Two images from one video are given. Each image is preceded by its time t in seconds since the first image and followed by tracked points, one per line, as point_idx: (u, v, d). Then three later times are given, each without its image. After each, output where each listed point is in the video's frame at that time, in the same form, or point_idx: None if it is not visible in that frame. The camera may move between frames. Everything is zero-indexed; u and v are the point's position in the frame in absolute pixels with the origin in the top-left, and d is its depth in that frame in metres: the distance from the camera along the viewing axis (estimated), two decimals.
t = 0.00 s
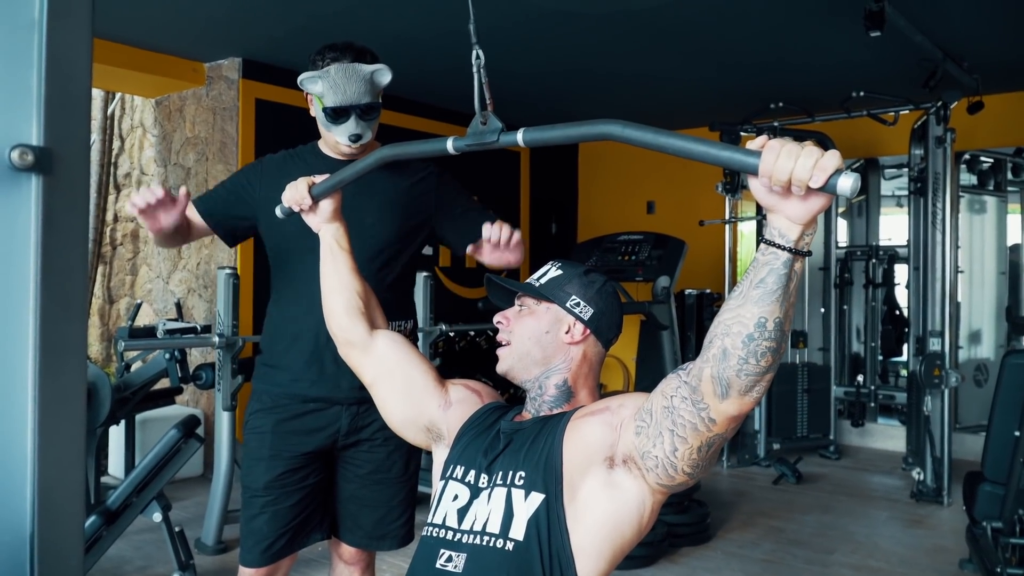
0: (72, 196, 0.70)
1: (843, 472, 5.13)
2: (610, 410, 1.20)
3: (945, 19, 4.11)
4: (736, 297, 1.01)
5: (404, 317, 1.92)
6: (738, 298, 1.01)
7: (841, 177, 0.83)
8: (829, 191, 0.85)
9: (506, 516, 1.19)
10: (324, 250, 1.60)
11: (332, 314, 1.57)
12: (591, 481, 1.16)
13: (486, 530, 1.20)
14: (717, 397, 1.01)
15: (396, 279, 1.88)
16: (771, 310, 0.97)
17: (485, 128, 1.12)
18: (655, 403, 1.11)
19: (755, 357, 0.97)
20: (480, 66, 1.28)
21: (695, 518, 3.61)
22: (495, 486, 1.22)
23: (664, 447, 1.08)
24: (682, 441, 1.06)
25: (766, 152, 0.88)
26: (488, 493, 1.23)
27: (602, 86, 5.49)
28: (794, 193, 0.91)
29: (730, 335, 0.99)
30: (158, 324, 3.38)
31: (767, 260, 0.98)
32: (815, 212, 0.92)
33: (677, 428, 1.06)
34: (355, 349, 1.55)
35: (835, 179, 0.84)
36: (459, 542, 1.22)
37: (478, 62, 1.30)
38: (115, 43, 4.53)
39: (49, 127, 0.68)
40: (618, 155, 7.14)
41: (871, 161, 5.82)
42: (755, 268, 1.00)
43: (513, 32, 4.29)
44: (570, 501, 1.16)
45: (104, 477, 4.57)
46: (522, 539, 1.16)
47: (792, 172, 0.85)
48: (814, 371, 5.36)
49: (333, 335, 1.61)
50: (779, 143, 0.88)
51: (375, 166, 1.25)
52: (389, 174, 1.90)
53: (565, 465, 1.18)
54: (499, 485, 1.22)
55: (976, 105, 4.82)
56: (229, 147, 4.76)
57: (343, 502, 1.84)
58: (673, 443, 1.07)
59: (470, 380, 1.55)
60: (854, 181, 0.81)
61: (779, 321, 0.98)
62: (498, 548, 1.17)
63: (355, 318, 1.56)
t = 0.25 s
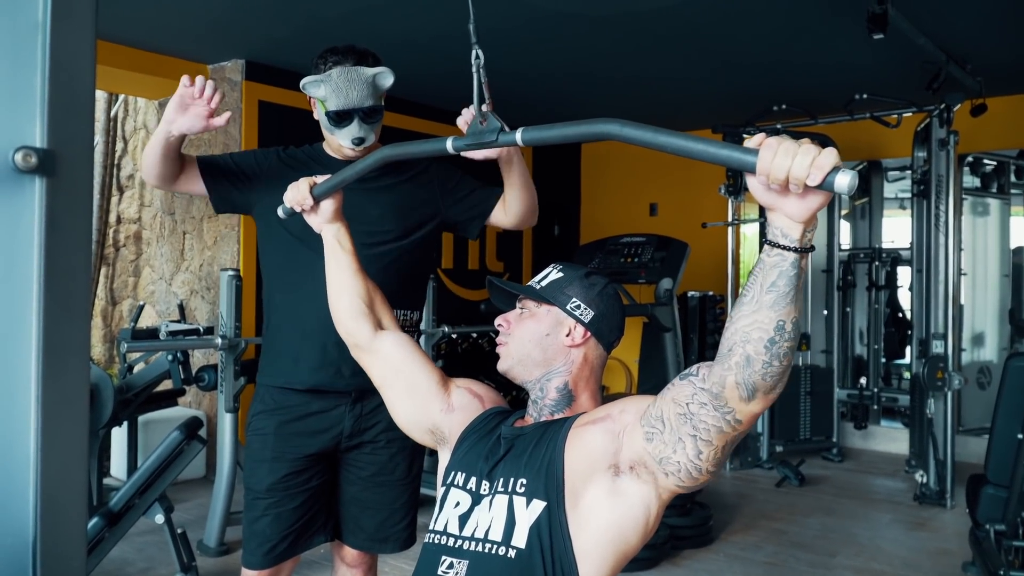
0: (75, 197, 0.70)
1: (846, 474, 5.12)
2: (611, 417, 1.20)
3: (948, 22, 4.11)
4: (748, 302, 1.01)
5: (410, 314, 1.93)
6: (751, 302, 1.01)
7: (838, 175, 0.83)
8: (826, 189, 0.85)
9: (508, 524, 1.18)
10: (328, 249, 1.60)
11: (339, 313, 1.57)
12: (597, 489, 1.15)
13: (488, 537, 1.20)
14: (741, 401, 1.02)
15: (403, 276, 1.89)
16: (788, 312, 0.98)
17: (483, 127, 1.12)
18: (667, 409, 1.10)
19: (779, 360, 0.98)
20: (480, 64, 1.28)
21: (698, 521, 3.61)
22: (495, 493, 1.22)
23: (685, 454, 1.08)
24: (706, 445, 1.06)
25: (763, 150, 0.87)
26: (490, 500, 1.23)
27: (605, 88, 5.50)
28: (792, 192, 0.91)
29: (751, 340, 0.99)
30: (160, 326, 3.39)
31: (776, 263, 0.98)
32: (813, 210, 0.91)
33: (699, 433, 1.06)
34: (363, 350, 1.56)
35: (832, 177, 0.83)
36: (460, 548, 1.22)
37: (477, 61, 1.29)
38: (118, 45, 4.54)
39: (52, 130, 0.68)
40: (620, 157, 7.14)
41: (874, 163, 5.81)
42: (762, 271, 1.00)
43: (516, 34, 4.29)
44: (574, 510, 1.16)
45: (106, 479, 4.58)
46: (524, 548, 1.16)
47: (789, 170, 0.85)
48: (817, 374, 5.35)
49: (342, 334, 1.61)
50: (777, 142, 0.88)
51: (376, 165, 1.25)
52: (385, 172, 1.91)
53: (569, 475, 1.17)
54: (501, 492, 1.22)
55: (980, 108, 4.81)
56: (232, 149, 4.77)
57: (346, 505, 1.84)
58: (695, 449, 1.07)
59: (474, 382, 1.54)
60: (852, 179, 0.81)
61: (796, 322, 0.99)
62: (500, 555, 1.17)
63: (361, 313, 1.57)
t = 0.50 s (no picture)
0: (80, 199, 0.70)
1: (849, 476, 5.12)
2: (615, 414, 1.19)
3: (950, 24, 4.11)
4: (738, 292, 0.99)
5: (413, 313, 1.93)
6: (741, 292, 0.99)
7: (836, 166, 0.82)
8: (823, 181, 0.84)
9: (515, 524, 1.19)
10: (328, 239, 1.57)
11: (345, 299, 1.56)
12: (602, 486, 1.16)
13: (495, 538, 1.20)
14: (728, 389, 1.01)
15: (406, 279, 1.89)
16: (776, 301, 0.96)
17: (482, 114, 1.12)
18: (662, 400, 1.09)
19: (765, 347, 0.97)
20: (479, 49, 1.28)
21: (700, 523, 3.61)
22: (503, 494, 1.23)
23: (675, 442, 1.07)
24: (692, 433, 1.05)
25: (761, 140, 0.86)
26: (496, 501, 1.23)
27: (607, 90, 5.50)
28: (788, 184, 0.89)
29: (739, 330, 0.98)
30: (163, 328, 3.39)
31: (767, 255, 0.96)
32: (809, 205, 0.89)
33: (688, 420, 1.05)
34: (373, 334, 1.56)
35: (830, 168, 0.82)
36: (466, 549, 1.22)
37: (476, 47, 1.29)
38: (122, 47, 4.55)
39: (56, 132, 0.68)
40: (623, 158, 7.14)
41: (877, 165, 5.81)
42: (754, 262, 0.98)
43: (518, 36, 4.30)
44: (580, 509, 1.16)
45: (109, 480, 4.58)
46: (531, 548, 1.16)
47: (787, 161, 0.84)
48: (820, 376, 5.35)
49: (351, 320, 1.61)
50: (774, 132, 0.87)
51: (374, 152, 1.25)
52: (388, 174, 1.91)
53: (575, 475, 1.17)
54: (509, 493, 1.22)
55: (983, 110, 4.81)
56: (235, 150, 4.78)
57: (349, 506, 1.84)
58: (684, 438, 1.06)
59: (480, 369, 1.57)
60: (850, 171, 0.80)
61: (785, 313, 0.97)
62: (506, 556, 1.17)
63: (366, 297, 1.56)
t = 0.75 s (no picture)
0: (82, 201, 0.70)
1: (850, 477, 5.12)
2: (615, 413, 1.18)
3: (952, 25, 4.11)
4: (788, 288, 0.99)
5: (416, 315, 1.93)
6: (791, 288, 0.99)
7: (858, 159, 0.83)
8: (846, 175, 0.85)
9: (511, 525, 1.19)
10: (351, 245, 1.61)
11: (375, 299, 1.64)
12: (610, 482, 1.17)
13: (492, 539, 1.20)
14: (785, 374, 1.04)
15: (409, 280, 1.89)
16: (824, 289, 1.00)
17: (501, 119, 1.12)
18: (699, 394, 1.09)
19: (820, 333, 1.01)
20: (497, 56, 1.27)
21: (702, 524, 3.60)
22: (499, 495, 1.23)
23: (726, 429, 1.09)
24: (734, 420, 1.08)
25: (783, 136, 0.87)
26: (492, 501, 1.23)
27: (609, 92, 5.50)
28: (811, 177, 0.90)
29: (804, 323, 1.00)
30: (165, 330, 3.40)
31: (808, 249, 0.97)
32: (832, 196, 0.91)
33: (741, 406, 1.08)
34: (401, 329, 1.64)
35: (852, 162, 0.83)
36: (464, 550, 1.22)
37: (493, 54, 1.30)
38: (124, 48, 4.56)
39: (58, 134, 0.69)
40: (625, 159, 7.14)
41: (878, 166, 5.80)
42: (792, 256, 0.98)
43: (520, 37, 4.30)
44: (579, 507, 1.16)
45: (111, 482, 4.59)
46: (528, 549, 1.16)
47: (809, 156, 0.85)
48: (821, 377, 5.35)
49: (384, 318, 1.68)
50: (795, 127, 0.88)
51: (392, 160, 1.25)
52: (397, 178, 1.92)
53: (574, 474, 1.17)
54: (505, 493, 1.22)
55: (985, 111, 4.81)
56: (238, 152, 4.79)
57: (352, 507, 1.85)
58: (734, 423, 1.09)
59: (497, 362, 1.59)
60: (871, 163, 0.81)
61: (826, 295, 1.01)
62: (503, 558, 1.18)
63: (391, 302, 1.63)
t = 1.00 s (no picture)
0: (81, 205, 0.70)
1: (851, 477, 5.11)
2: (613, 420, 1.18)
3: (952, 26, 4.11)
4: (786, 304, 0.99)
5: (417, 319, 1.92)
6: (789, 304, 0.99)
7: (853, 178, 0.84)
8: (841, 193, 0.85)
9: (511, 531, 1.19)
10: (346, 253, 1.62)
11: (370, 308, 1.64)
12: (609, 488, 1.17)
13: (490, 544, 1.20)
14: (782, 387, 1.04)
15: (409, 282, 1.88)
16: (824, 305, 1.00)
17: (496, 130, 1.12)
18: (696, 405, 1.09)
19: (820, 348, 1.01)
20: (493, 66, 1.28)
21: (703, 524, 3.60)
22: (497, 500, 1.23)
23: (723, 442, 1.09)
24: (732, 433, 1.08)
25: (778, 153, 0.88)
26: (491, 506, 1.23)
27: (609, 92, 5.50)
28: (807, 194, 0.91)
29: (802, 338, 1.00)
30: (167, 331, 3.41)
31: (805, 266, 0.97)
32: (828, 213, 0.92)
33: (739, 419, 1.08)
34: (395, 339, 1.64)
35: (846, 181, 0.84)
36: (461, 555, 1.22)
37: (489, 64, 1.30)
38: (125, 50, 4.56)
39: (58, 136, 0.69)
40: (625, 160, 7.14)
41: (879, 166, 5.80)
42: (790, 272, 0.99)
43: (521, 39, 4.30)
44: (577, 514, 1.17)
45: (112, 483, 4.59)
46: (527, 555, 1.16)
47: (805, 173, 0.85)
48: (822, 377, 5.35)
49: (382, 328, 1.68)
50: (792, 144, 0.88)
51: (389, 169, 1.26)
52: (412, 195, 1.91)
53: (573, 482, 1.17)
54: (503, 498, 1.22)
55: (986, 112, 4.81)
56: (238, 153, 4.79)
57: (353, 509, 1.85)
58: (732, 436, 1.08)
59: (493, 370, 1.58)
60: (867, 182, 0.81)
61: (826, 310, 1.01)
62: (502, 562, 1.17)
63: (384, 310, 1.63)
